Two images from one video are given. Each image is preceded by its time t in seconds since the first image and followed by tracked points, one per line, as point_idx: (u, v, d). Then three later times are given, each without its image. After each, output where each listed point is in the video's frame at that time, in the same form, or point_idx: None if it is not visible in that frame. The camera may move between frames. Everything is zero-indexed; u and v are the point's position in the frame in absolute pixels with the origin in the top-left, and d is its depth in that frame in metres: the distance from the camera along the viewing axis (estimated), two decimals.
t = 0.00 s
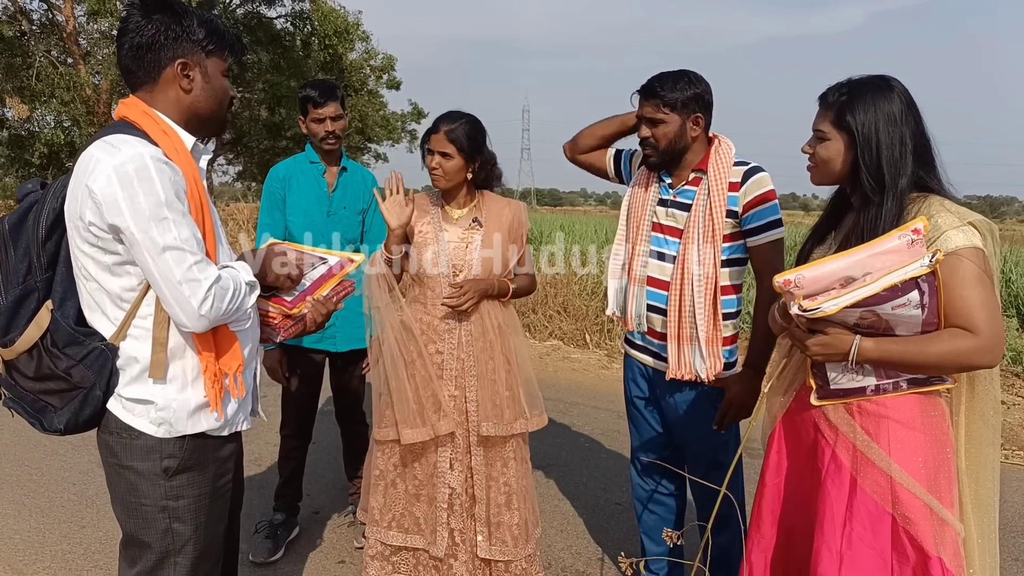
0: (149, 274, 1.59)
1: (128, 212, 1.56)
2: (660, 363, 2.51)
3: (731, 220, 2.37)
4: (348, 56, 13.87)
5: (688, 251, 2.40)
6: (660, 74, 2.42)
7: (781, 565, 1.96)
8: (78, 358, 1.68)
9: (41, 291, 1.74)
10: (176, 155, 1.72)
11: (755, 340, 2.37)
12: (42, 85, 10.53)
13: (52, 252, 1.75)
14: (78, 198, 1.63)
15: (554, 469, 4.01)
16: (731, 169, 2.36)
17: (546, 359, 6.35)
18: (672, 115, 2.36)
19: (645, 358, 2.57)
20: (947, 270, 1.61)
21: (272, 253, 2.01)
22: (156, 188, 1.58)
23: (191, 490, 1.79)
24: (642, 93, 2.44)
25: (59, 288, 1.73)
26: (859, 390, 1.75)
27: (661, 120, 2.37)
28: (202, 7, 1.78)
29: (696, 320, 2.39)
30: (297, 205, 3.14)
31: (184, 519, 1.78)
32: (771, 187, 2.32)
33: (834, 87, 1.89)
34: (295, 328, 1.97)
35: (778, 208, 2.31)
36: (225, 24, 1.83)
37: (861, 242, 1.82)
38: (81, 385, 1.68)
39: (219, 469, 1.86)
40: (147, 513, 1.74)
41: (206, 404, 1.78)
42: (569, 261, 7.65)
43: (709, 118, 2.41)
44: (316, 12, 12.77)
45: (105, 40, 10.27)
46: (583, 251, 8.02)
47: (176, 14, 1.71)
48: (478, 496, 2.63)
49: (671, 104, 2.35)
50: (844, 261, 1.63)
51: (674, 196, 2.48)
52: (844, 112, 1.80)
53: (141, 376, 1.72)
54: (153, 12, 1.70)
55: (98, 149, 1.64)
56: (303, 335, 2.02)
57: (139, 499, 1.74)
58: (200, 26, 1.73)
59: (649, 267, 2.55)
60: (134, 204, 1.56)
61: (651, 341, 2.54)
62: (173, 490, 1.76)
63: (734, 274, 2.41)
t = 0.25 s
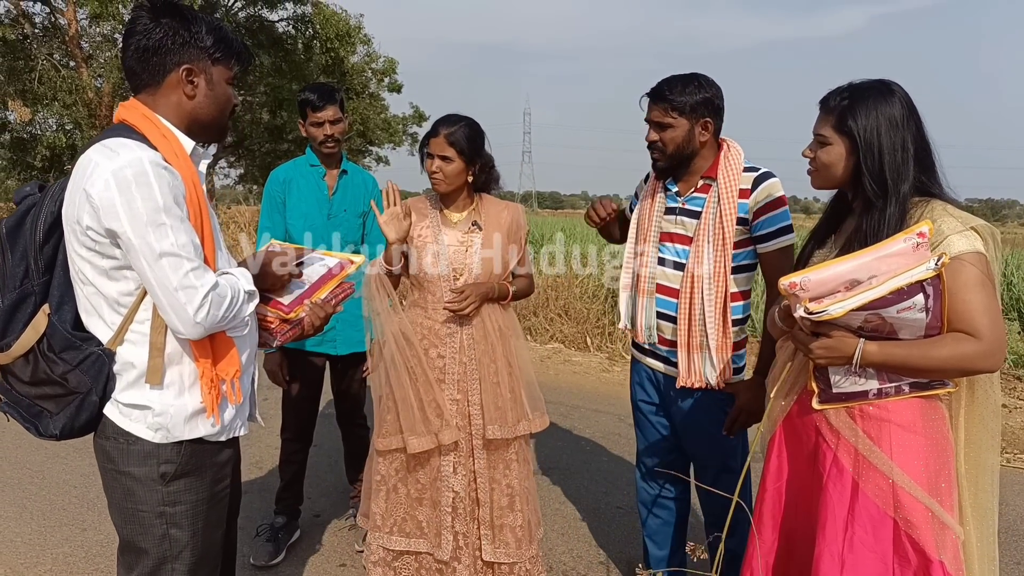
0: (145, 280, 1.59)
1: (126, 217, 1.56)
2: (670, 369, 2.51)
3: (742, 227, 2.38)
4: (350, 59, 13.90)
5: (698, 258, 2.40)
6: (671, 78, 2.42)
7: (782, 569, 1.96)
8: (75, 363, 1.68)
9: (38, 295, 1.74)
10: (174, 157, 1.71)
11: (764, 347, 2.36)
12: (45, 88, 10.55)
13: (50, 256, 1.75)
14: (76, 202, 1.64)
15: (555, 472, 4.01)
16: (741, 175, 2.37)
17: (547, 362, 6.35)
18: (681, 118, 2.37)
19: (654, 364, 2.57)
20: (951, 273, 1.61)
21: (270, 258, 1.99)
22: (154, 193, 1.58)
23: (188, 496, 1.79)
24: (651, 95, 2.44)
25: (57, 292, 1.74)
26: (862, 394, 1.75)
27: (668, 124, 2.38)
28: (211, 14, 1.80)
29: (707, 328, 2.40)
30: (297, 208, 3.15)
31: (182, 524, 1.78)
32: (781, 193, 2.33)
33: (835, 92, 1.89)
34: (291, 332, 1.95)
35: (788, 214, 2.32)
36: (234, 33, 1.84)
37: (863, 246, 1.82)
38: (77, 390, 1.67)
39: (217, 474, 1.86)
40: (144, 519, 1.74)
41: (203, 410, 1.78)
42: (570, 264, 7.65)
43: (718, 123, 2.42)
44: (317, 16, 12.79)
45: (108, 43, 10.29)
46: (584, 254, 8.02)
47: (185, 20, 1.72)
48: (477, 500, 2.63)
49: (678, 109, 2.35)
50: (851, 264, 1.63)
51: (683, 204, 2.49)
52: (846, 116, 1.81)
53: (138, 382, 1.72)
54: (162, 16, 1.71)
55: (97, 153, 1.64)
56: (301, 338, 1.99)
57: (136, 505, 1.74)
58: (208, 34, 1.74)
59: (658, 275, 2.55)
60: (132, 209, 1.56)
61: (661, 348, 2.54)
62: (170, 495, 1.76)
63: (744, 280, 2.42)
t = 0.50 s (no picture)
0: (139, 283, 1.58)
1: (120, 219, 1.56)
2: (676, 372, 2.50)
3: (747, 228, 2.39)
4: (348, 61, 13.90)
5: (702, 260, 2.40)
6: (672, 78, 2.43)
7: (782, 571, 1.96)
8: (70, 367, 1.69)
9: (33, 298, 1.74)
10: (170, 160, 1.70)
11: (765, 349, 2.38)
12: (43, 90, 10.54)
13: (45, 259, 1.76)
14: (70, 204, 1.63)
15: (554, 474, 4.01)
16: (743, 176, 2.37)
17: (546, 364, 6.35)
18: (683, 119, 2.37)
19: (659, 368, 2.56)
20: (950, 275, 1.61)
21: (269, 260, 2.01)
22: (149, 196, 1.58)
23: (185, 499, 1.79)
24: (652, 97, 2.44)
25: (52, 296, 1.75)
26: (861, 396, 1.75)
27: (670, 125, 2.38)
28: (228, 29, 1.81)
29: (712, 330, 2.39)
30: (295, 210, 3.15)
31: (179, 527, 1.78)
32: (784, 194, 2.35)
33: (834, 94, 1.90)
34: (286, 334, 1.95)
35: (791, 215, 2.34)
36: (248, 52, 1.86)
37: (862, 247, 1.83)
38: (72, 394, 1.69)
39: (213, 477, 1.85)
40: (140, 522, 1.74)
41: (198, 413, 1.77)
42: (569, 265, 7.65)
43: (720, 125, 2.43)
44: (316, 17, 12.80)
45: (106, 45, 10.27)
46: (583, 256, 8.02)
47: (201, 32, 1.73)
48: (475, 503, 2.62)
49: (680, 108, 2.36)
50: (852, 265, 1.64)
51: (686, 206, 2.49)
52: (845, 118, 1.81)
53: (132, 385, 1.71)
54: (177, 23, 1.72)
55: (93, 155, 1.64)
56: (297, 339, 1.98)
57: (132, 508, 1.74)
58: (222, 49, 1.75)
59: (662, 277, 2.55)
60: (126, 211, 1.56)
61: (665, 352, 2.54)
62: (166, 499, 1.76)
63: (748, 280, 2.43)
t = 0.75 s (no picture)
0: (132, 283, 1.58)
1: (115, 219, 1.56)
2: (677, 376, 2.50)
3: (747, 230, 2.39)
4: (348, 63, 13.91)
5: (703, 262, 2.40)
6: (673, 79, 2.44)
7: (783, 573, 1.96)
8: (67, 367, 1.72)
9: (33, 297, 1.75)
10: (168, 162, 1.69)
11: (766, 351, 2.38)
12: (43, 91, 10.55)
13: (45, 258, 1.75)
14: (68, 203, 1.63)
15: (554, 475, 4.01)
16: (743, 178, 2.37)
17: (546, 365, 6.35)
18: (686, 119, 2.37)
19: (660, 370, 2.55)
20: (951, 277, 1.61)
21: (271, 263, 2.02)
22: (146, 197, 1.57)
23: (179, 500, 1.78)
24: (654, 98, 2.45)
25: (51, 294, 1.75)
26: (862, 399, 1.74)
27: (672, 123, 2.39)
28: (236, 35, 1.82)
29: (713, 333, 2.39)
30: (296, 212, 3.15)
31: (173, 529, 1.77)
32: (784, 196, 2.36)
33: (834, 96, 1.90)
34: (281, 338, 1.93)
35: (792, 217, 2.35)
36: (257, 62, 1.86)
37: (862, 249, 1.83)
38: (68, 394, 1.72)
39: (208, 478, 1.85)
40: (135, 523, 1.74)
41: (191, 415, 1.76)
42: (569, 267, 7.66)
43: (722, 126, 2.43)
44: (316, 19, 12.82)
45: (106, 47, 10.27)
46: (583, 257, 8.02)
47: (210, 38, 1.74)
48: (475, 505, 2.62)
49: (683, 108, 2.37)
50: (852, 267, 1.64)
51: (686, 208, 2.49)
52: (845, 120, 1.81)
53: (126, 387, 1.71)
54: (187, 28, 1.74)
55: (92, 155, 1.64)
56: (294, 343, 1.98)
57: (127, 508, 1.74)
58: (228, 55, 1.75)
59: (663, 279, 2.55)
60: (122, 211, 1.56)
61: (667, 354, 2.54)
62: (160, 500, 1.75)
63: (750, 282, 2.44)
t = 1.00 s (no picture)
0: (119, 281, 1.58)
1: (106, 218, 1.56)
2: (678, 378, 2.50)
3: (746, 231, 2.39)
4: (349, 64, 13.93)
5: (703, 263, 2.40)
6: (673, 78, 2.44)
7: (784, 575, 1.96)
8: (61, 361, 1.72)
9: (34, 292, 1.76)
10: (169, 164, 1.70)
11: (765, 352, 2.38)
12: (44, 93, 10.57)
13: (49, 254, 1.76)
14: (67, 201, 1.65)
15: (554, 477, 4.01)
16: (743, 179, 2.37)
17: (547, 366, 6.35)
18: (686, 118, 2.38)
19: (661, 373, 2.55)
20: (951, 278, 1.61)
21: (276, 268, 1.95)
22: (138, 196, 1.58)
23: (168, 499, 1.78)
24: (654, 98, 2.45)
25: (52, 290, 1.75)
26: (863, 400, 1.75)
27: (672, 123, 2.39)
28: (243, 40, 1.82)
29: (714, 333, 2.40)
30: (297, 213, 3.15)
31: (162, 528, 1.77)
32: (783, 197, 2.36)
33: (835, 98, 1.90)
34: (280, 336, 1.93)
35: (790, 218, 2.35)
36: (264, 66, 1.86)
37: (863, 250, 1.83)
38: (61, 388, 1.72)
39: (200, 479, 1.84)
40: (126, 519, 1.74)
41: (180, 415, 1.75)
42: (570, 268, 7.66)
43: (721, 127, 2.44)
44: (317, 20, 12.83)
45: (107, 49, 10.29)
46: (584, 259, 8.03)
47: (216, 42, 1.75)
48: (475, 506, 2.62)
49: (684, 108, 2.37)
50: (850, 269, 1.64)
51: (686, 209, 2.49)
52: (846, 122, 1.81)
53: (116, 384, 1.71)
54: (195, 32, 1.75)
55: (93, 154, 1.65)
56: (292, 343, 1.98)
57: (118, 504, 1.74)
58: (233, 59, 1.75)
59: (662, 280, 2.55)
60: (114, 210, 1.56)
61: (668, 356, 2.53)
62: (149, 498, 1.75)
63: (749, 283, 2.44)
